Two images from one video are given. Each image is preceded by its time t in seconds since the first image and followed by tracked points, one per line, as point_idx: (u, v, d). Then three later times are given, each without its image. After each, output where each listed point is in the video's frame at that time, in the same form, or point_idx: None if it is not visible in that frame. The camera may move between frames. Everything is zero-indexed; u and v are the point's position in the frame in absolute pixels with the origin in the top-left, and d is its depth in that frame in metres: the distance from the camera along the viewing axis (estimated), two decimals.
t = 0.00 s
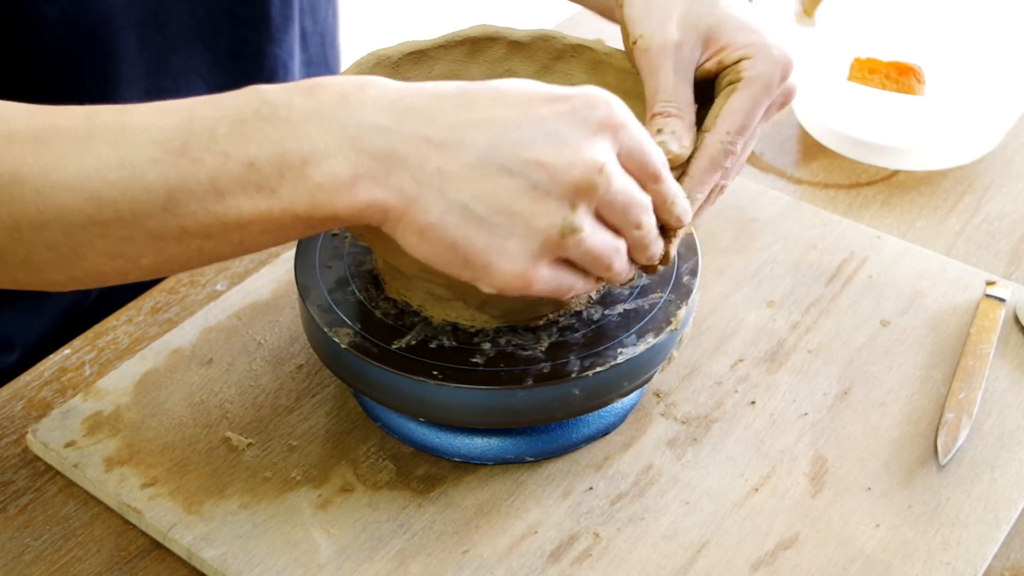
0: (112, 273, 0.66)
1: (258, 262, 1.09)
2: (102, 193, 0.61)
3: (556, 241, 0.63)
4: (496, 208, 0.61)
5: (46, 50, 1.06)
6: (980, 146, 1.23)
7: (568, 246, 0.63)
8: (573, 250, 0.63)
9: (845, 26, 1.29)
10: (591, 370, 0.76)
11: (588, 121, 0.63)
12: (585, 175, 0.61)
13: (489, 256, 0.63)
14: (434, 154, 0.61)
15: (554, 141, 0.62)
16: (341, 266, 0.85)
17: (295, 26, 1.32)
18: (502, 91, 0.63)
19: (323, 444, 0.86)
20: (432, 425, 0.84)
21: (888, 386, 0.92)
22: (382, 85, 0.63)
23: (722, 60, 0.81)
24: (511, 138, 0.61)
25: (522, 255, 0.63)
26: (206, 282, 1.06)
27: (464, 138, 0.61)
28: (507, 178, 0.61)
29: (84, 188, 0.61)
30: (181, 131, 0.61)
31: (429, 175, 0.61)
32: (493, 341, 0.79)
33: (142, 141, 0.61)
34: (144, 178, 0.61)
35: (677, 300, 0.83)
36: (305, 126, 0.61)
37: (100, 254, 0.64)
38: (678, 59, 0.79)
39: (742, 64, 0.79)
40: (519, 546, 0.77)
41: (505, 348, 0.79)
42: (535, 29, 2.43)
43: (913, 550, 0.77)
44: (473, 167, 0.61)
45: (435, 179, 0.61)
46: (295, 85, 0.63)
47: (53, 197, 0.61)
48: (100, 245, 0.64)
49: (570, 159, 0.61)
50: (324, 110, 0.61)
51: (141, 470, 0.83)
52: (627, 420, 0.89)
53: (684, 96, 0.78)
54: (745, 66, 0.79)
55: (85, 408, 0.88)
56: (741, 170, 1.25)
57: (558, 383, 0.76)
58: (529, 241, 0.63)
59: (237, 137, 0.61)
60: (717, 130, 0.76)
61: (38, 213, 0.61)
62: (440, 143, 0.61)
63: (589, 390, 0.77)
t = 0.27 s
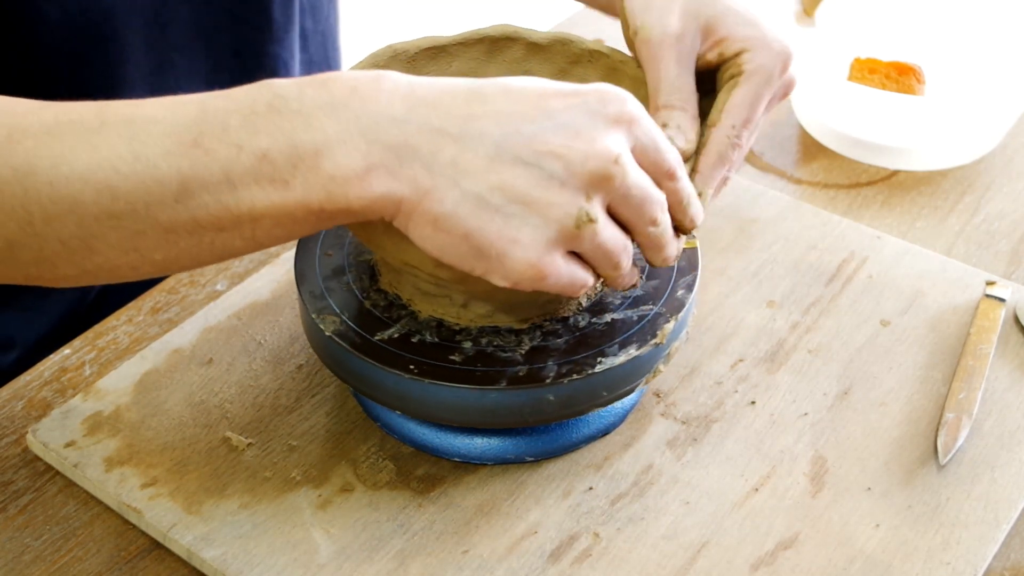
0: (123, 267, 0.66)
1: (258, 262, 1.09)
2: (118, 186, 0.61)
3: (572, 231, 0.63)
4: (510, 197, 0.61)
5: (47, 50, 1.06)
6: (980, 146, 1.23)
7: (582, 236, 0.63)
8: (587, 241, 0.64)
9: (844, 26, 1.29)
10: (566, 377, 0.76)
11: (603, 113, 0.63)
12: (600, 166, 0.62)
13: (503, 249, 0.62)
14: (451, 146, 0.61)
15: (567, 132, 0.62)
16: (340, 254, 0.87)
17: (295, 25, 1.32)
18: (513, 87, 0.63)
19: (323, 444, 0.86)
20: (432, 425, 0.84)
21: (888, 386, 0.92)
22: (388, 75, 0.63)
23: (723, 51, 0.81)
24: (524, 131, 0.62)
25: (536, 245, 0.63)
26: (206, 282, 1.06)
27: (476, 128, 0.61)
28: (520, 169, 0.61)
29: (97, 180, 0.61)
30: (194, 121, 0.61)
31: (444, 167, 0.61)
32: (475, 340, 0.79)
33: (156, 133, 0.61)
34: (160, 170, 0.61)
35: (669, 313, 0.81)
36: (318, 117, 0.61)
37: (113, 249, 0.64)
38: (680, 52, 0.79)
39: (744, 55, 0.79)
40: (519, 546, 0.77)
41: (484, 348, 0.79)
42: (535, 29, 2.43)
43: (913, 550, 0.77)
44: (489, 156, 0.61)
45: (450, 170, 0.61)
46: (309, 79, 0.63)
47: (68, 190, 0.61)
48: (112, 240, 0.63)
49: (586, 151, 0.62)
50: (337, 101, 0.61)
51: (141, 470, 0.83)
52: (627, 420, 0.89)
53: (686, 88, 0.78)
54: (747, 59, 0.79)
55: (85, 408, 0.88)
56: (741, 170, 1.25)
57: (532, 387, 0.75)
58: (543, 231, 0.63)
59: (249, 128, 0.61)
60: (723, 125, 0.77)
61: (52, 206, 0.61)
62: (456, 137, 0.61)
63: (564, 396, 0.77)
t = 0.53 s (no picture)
0: (119, 257, 0.66)
1: (258, 262, 1.09)
2: (106, 173, 0.61)
3: (561, 221, 0.62)
4: (499, 187, 0.61)
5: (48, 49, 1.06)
6: (981, 146, 1.22)
7: (573, 228, 0.62)
8: (580, 234, 0.62)
9: (845, 26, 1.31)
10: (532, 384, 0.75)
11: (599, 107, 0.63)
12: (594, 158, 0.61)
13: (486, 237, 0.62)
14: (438, 133, 0.61)
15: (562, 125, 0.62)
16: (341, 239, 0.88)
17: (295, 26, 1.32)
18: (509, 77, 0.63)
19: (323, 444, 0.86)
20: (432, 425, 0.84)
21: (888, 386, 0.92)
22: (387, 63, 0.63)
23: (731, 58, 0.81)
24: (516, 121, 0.61)
25: (526, 235, 0.62)
26: (206, 282, 1.06)
27: (464, 117, 0.61)
28: (510, 159, 0.61)
29: (84, 167, 0.61)
30: (182, 107, 0.61)
31: (431, 153, 0.61)
32: (452, 336, 0.79)
33: (143, 120, 0.61)
34: (146, 156, 0.61)
35: (654, 330, 0.79)
36: (307, 102, 0.61)
37: (106, 239, 0.64)
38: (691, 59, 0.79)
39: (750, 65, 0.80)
40: (519, 546, 0.77)
41: (459, 346, 0.79)
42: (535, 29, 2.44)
43: (913, 550, 0.77)
44: (476, 143, 0.61)
45: (445, 164, 0.61)
46: (298, 62, 0.63)
47: (57, 177, 0.61)
48: (105, 230, 0.63)
49: (577, 143, 0.61)
50: (326, 83, 0.61)
51: (141, 470, 0.83)
52: (627, 420, 0.88)
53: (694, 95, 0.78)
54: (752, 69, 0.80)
55: (85, 408, 0.88)
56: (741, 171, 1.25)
57: (498, 390, 0.75)
58: (535, 221, 0.61)
59: (236, 112, 0.61)
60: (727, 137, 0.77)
61: (43, 194, 0.61)
62: (444, 122, 0.61)
63: (530, 402, 0.77)
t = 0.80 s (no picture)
0: (113, 266, 0.66)
1: (258, 262, 1.09)
2: (102, 186, 0.61)
3: (557, 233, 0.63)
4: (498, 199, 0.61)
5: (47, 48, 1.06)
6: (980, 146, 1.23)
7: (569, 238, 0.63)
8: (574, 242, 0.64)
9: (845, 27, 1.28)
10: (492, 385, 0.75)
11: (593, 111, 0.63)
12: (588, 166, 0.62)
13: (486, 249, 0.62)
14: (436, 146, 0.60)
15: (556, 132, 0.62)
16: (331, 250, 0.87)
17: (294, 25, 1.32)
18: (502, 84, 0.62)
19: (323, 444, 0.86)
20: (432, 425, 0.84)
21: (887, 386, 0.92)
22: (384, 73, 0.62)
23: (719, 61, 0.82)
24: (513, 130, 0.61)
25: (523, 248, 0.63)
26: (206, 282, 1.06)
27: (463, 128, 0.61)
28: (509, 170, 0.61)
29: (82, 181, 0.61)
30: (180, 122, 0.61)
31: (431, 167, 0.61)
32: (426, 330, 0.80)
33: (141, 134, 0.61)
34: (143, 170, 0.61)
35: (628, 347, 0.78)
36: (304, 118, 0.60)
37: (101, 248, 0.64)
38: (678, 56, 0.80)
39: (740, 66, 0.80)
40: (519, 546, 0.77)
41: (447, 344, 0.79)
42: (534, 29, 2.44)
43: (913, 550, 0.77)
44: (473, 158, 0.61)
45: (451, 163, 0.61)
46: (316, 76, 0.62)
47: (53, 191, 0.61)
48: (100, 240, 0.64)
49: (573, 151, 0.62)
50: (324, 101, 0.60)
51: (141, 470, 0.83)
52: (627, 420, 0.88)
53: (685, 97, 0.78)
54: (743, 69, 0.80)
55: (85, 408, 0.88)
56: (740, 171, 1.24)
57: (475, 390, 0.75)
58: (531, 234, 0.62)
59: (235, 127, 0.60)
60: (720, 135, 0.78)
61: (38, 207, 0.61)
62: (441, 136, 0.61)
63: (490, 404, 0.76)
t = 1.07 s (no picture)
0: (123, 270, 0.66)
1: (258, 262, 1.09)
2: (113, 192, 0.61)
3: (570, 224, 0.62)
4: (508, 194, 0.61)
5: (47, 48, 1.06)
6: (980, 146, 1.23)
7: (582, 228, 0.63)
8: (588, 232, 0.63)
9: (845, 27, 1.28)
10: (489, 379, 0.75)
11: (599, 105, 0.63)
12: (596, 157, 0.61)
13: (502, 244, 0.62)
14: (443, 145, 0.61)
15: (564, 125, 0.62)
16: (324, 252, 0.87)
17: (293, 25, 1.32)
18: (504, 82, 0.63)
19: (323, 444, 0.86)
20: (432, 425, 0.84)
21: (887, 386, 0.92)
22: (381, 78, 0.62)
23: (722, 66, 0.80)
24: (518, 125, 0.61)
25: (536, 241, 0.62)
26: (206, 282, 1.06)
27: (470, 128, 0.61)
28: (518, 163, 0.61)
29: (91, 186, 0.61)
30: (186, 126, 0.61)
31: (439, 165, 0.61)
32: (403, 320, 0.80)
33: (147, 137, 0.61)
34: (152, 174, 0.60)
35: (599, 360, 0.77)
36: (314, 122, 0.60)
37: (111, 250, 0.64)
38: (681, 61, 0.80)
39: (742, 69, 0.79)
40: (519, 545, 0.77)
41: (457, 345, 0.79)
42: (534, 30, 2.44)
43: (913, 550, 0.77)
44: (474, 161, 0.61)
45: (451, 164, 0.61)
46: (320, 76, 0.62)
47: (63, 194, 0.61)
48: (109, 243, 0.64)
49: (581, 142, 0.61)
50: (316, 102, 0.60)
51: (141, 470, 0.83)
52: (628, 420, 0.88)
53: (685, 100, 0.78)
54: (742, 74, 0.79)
55: (84, 408, 0.88)
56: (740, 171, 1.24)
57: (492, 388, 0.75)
58: (544, 226, 0.62)
59: (241, 130, 0.60)
60: (719, 139, 0.77)
61: (48, 211, 0.61)
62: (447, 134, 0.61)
63: (507, 406, 0.76)
